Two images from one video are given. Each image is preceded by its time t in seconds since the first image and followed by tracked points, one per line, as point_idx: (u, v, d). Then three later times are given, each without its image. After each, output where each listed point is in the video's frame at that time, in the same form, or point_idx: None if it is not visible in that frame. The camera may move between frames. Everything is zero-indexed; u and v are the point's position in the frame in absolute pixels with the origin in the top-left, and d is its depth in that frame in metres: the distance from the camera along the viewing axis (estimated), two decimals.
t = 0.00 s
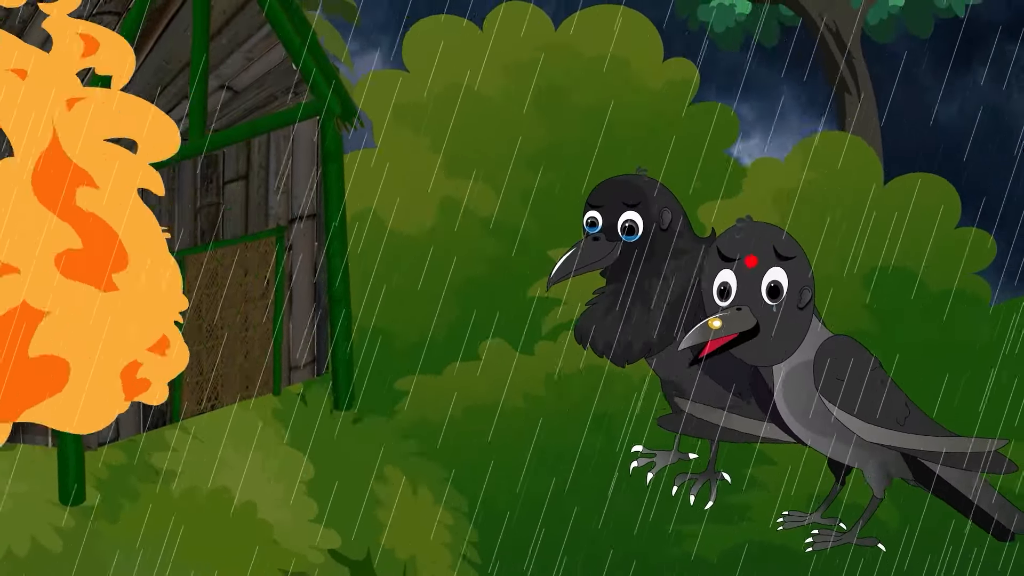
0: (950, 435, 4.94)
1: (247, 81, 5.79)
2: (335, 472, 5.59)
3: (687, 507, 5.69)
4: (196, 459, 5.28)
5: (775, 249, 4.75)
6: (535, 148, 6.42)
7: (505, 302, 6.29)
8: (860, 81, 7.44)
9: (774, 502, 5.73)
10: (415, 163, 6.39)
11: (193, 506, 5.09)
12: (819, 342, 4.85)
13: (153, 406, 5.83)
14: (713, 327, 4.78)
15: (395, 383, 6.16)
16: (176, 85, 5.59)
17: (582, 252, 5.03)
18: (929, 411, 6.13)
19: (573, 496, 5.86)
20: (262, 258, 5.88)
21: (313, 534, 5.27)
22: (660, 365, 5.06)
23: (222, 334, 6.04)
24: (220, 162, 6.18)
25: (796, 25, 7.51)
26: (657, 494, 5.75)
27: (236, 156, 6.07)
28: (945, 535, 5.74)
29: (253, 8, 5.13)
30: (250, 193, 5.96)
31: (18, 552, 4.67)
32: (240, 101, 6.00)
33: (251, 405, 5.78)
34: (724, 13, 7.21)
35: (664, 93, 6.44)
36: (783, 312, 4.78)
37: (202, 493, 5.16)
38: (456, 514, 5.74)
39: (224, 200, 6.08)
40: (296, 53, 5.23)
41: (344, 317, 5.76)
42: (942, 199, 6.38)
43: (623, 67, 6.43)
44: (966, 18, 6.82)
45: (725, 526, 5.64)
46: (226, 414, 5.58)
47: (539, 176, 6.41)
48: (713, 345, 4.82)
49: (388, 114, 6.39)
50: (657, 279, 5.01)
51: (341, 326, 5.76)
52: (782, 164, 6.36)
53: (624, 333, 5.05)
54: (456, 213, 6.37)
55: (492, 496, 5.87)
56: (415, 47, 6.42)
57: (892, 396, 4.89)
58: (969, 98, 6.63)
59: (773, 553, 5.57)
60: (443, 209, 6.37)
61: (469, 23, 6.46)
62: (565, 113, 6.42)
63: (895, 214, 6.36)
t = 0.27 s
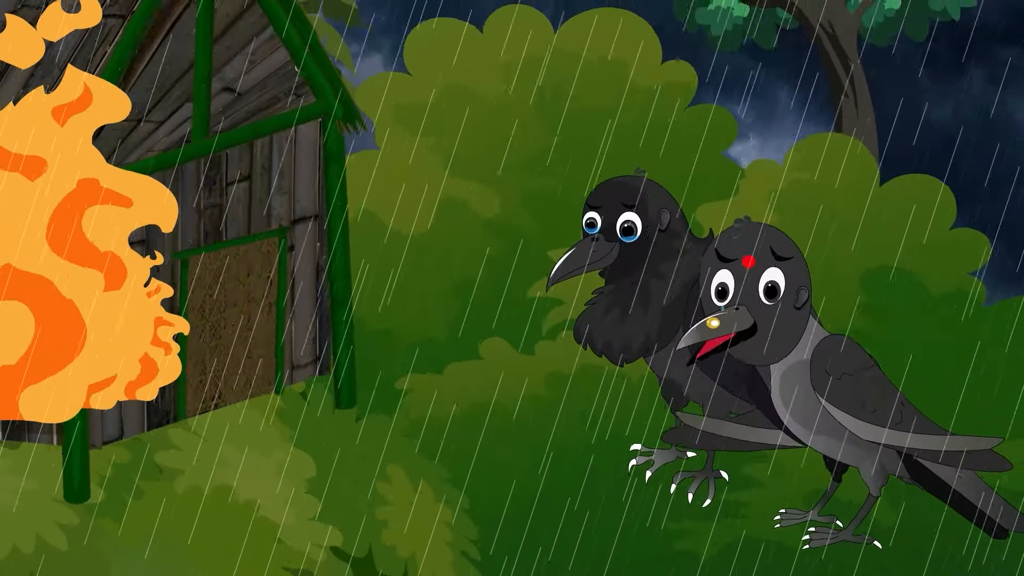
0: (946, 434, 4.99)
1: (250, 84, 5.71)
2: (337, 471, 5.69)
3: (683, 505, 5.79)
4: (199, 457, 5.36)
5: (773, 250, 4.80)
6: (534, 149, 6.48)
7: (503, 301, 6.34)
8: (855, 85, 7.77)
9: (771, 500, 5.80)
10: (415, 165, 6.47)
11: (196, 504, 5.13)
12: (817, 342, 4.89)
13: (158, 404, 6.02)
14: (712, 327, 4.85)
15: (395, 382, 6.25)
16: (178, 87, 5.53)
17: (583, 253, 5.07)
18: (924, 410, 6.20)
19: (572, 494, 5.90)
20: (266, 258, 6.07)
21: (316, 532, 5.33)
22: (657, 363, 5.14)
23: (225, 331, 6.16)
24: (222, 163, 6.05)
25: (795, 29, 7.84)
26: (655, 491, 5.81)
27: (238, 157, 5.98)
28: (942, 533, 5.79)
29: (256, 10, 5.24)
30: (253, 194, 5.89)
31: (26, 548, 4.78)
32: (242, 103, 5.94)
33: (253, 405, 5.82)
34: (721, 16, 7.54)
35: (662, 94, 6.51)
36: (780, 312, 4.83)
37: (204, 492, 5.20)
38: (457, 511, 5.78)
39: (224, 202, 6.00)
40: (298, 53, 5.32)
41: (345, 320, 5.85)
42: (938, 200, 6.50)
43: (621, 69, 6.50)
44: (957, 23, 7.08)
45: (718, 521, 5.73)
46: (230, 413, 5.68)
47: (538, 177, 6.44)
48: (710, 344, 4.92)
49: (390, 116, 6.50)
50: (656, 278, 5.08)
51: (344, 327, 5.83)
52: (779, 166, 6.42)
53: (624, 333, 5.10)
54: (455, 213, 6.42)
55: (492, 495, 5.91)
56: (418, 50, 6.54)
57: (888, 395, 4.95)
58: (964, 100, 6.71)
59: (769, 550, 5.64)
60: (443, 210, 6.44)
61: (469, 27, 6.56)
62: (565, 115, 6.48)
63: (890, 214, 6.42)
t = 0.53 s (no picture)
0: (941, 432, 5.05)
1: (253, 85, 5.65)
2: (339, 469, 5.74)
3: (683, 502, 5.84)
4: (203, 456, 5.41)
5: (769, 251, 4.87)
6: (534, 151, 6.55)
7: (506, 302, 6.45)
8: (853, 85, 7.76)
9: (769, 496, 5.86)
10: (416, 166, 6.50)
11: (199, 502, 5.18)
12: (812, 342, 4.96)
13: (162, 404, 5.70)
14: (710, 327, 4.96)
15: (398, 381, 6.33)
16: (181, 89, 5.44)
17: (582, 254, 5.12)
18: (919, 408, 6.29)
19: (572, 491, 5.97)
20: (268, 259, 6.19)
21: (318, 529, 5.38)
22: (657, 364, 5.17)
23: (228, 333, 6.16)
24: (225, 163, 5.85)
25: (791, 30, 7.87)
26: (655, 489, 5.89)
27: (240, 157, 5.86)
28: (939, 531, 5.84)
29: (259, 15, 5.45)
30: (257, 196, 5.87)
31: (30, 545, 4.80)
32: (245, 105, 5.70)
33: (257, 403, 5.96)
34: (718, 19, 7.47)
35: (661, 97, 6.57)
36: (776, 311, 4.91)
37: (209, 490, 5.27)
38: (457, 508, 5.85)
39: (230, 202, 5.80)
40: (301, 58, 5.55)
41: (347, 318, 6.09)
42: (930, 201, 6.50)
43: (621, 73, 6.55)
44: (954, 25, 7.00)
45: (721, 521, 5.76)
46: (233, 412, 5.78)
47: (539, 179, 6.54)
48: (707, 344, 5.00)
49: (391, 119, 6.52)
50: (654, 279, 5.14)
51: (346, 326, 6.10)
52: (777, 168, 6.48)
53: (623, 333, 5.16)
54: (457, 215, 6.49)
55: (492, 493, 5.98)
56: (418, 54, 6.57)
57: (883, 393, 5.01)
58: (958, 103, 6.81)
59: (767, 547, 5.64)
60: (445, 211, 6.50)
61: (469, 30, 6.58)
62: (565, 118, 6.54)
63: (885, 215, 6.48)
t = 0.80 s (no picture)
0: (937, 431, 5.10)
1: (256, 88, 5.88)
2: (342, 466, 5.80)
3: (683, 500, 5.86)
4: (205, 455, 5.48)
5: (767, 250, 4.90)
6: (535, 153, 6.74)
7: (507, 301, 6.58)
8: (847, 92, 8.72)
9: (768, 494, 5.95)
10: (419, 167, 6.70)
11: (201, 498, 5.22)
12: (809, 341, 5.01)
13: (164, 402, 6.15)
14: (707, 328, 4.97)
15: (399, 380, 6.40)
16: (184, 91, 5.61)
17: (580, 254, 5.21)
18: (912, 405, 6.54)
19: (571, 489, 6.06)
20: (270, 259, 6.03)
21: (319, 527, 5.39)
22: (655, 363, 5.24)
23: (231, 332, 6.21)
24: (228, 166, 6.28)
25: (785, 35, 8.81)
26: (654, 487, 5.95)
27: (243, 159, 6.19)
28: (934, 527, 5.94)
29: (262, 18, 5.30)
30: (259, 196, 6.10)
31: (33, 542, 4.85)
32: (249, 107, 6.10)
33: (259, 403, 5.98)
34: (717, 22, 8.58)
35: (658, 100, 6.81)
36: (774, 311, 4.94)
37: (211, 487, 5.32)
38: (457, 507, 5.88)
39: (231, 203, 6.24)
40: (304, 62, 5.45)
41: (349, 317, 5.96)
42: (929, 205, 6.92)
43: (620, 74, 6.78)
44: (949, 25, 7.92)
45: (718, 518, 5.82)
46: (236, 410, 5.86)
47: (539, 180, 6.73)
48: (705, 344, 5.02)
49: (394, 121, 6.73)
50: (653, 279, 5.19)
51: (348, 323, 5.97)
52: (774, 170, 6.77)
53: (620, 332, 5.22)
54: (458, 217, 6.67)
55: (493, 490, 6.06)
56: (420, 56, 6.80)
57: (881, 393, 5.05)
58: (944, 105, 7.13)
59: (764, 545, 5.73)
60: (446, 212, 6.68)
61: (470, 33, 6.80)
62: (565, 119, 6.75)
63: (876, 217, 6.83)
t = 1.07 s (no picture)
0: (933, 430, 5.14)
1: (259, 90, 5.88)
2: (344, 465, 5.86)
3: (680, 498, 5.95)
4: (209, 452, 5.50)
5: (764, 250, 4.98)
6: (534, 154, 6.85)
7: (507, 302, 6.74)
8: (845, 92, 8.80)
9: (764, 492, 6.01)
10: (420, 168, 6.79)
11: (205, 497, 5.27)
12: (805, 341, 5.09)
13: (169, 403, 5.98)
14: (706, 330, 5.04)
15: (399, 379, 6.56)
16: (188, 93, 5.62)
17: (579, 254, 5.24)
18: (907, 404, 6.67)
19: (571, 487, 6.12)
20: (273, 259, 6.12)
21: (323, 524, 5.46)
22: (654, 362, 5.29)
23: (233, 331, 6.21)
24: (230, 166, 6.10)
25: (785, 36, 8.90)
26: (652, 485, 6.03)
27: (246, 160, 6.05)
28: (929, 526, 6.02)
29: (265, 20, 5.48)
30: (262, 198, 5.98)
31: (39, 540, 4.88)
32: (251, 108, 5.98)
33: (261, 401, 6.03)
34: (714, 24, 8.67)
35: (655, 100, 6.94)
36: (772, 311, 5.00)
37: (214, 486, 5.35)
38: (458, 504, 5.98)
39: (234, 204, 6.02)
40: (305, 61, 5.51)
41: (350, 318, 6.12)
42: (928, 203, 6.98)
43: (619, 73, 6.92)
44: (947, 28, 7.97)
45: (715, 516, 5.89)
46: (239, 408, 5.87)
47: (539, 180, 6.84)
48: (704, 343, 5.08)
49: (395, 122, 6.84)
50: (652, 279, 5.25)
51: (349, 327, 6.14)
52: (772, 170, 6.86)
53: (620, 331, 5.27)
54: (458, 217, 6.79)
55: (491, 487, 6.13)
56: (420, 57, 6.91)
57: (876, 392, 5.13)
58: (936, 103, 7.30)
59: (764, 541, 5.79)
60: (447, 214, 6.80)
61: (470, 35, 6.93)
62: (564, 120, 6.88)
63: (873, 215, 6.91)
